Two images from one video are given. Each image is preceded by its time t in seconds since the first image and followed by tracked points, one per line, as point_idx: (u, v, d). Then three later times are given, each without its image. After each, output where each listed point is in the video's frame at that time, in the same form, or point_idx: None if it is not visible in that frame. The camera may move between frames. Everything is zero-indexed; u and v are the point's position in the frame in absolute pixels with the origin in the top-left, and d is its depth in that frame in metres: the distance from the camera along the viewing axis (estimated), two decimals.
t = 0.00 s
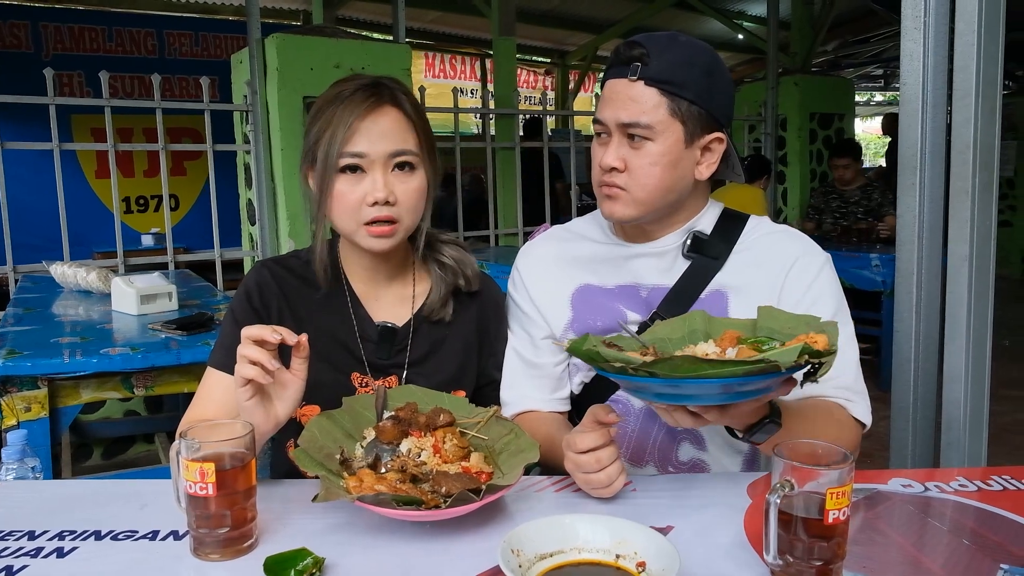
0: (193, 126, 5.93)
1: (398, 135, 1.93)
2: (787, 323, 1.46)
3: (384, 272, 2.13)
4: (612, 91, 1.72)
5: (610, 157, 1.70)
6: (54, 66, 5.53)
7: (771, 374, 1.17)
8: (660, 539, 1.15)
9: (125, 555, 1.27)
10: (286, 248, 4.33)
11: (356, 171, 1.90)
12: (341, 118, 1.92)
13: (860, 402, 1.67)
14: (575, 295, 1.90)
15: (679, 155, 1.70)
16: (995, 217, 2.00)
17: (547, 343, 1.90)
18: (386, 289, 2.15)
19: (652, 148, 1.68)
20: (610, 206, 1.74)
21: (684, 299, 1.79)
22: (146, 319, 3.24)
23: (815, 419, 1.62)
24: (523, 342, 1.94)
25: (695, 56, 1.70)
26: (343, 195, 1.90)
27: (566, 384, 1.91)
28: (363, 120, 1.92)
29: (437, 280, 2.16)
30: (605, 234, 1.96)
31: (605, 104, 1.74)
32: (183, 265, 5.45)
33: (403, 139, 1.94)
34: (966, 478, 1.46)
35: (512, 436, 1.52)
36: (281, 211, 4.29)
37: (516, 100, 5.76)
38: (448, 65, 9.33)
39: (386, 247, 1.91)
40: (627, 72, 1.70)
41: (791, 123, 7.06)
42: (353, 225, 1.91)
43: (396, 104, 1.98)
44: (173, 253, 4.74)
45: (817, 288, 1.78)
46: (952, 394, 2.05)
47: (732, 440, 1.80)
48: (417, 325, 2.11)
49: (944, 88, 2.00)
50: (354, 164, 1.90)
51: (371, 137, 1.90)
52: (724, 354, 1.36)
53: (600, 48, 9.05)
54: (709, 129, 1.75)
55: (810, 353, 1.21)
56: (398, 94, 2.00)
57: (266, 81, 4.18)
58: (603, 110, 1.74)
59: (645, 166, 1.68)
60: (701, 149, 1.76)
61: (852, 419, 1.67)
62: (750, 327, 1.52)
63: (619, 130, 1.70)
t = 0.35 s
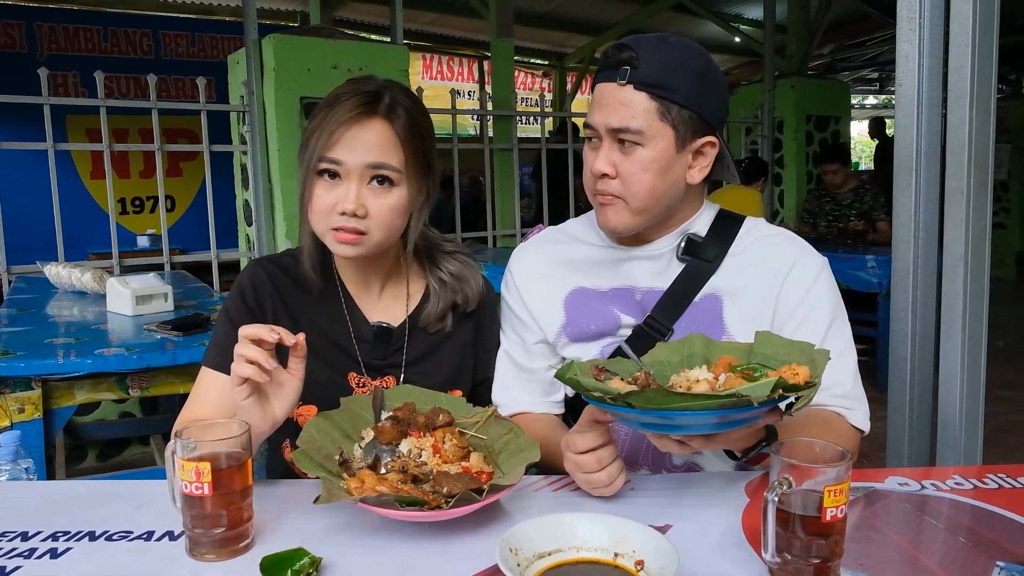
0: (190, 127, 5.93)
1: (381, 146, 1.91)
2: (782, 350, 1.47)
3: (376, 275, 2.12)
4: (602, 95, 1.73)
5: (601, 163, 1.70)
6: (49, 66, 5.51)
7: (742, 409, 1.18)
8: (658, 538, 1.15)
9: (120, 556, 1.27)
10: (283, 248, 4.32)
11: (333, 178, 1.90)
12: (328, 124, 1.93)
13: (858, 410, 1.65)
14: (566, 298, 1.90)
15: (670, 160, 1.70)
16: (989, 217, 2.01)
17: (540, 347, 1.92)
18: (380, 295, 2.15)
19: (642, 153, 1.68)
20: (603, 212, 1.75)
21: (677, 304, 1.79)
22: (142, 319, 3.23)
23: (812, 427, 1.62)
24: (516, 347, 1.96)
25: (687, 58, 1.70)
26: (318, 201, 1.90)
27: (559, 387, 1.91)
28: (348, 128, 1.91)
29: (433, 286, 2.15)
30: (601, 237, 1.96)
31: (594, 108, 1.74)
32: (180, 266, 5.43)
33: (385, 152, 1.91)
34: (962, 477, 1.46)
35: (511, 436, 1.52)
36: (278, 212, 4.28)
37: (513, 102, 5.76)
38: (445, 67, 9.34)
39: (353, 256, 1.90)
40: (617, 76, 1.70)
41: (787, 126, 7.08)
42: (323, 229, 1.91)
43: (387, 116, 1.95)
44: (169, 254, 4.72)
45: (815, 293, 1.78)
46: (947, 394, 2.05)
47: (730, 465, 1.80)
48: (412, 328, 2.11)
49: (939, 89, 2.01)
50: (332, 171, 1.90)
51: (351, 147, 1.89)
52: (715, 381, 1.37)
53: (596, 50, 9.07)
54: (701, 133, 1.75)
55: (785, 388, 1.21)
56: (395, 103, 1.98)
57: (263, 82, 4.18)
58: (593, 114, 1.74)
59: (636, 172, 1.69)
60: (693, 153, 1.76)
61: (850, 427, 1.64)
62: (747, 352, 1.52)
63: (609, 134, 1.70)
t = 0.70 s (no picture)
0: (194, 130, 5.95)
1: (391, 144, 1.91)
2: (786, 357, 1.45)
3: (378, 276, 2.12)
4: (616, 92, 1.67)
5: (635, 156, 1.64)
6: (56, 71, 5.53)
7: (744, 419, 1.17)
8: (659, 542, 1.15)
9: (124, 556, 1.26)
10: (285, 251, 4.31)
11: (346, 177, 1.90)
12: (336, 123, 1.93)
13: (861, 415, 1.64)
14: (568, 301, 1.90)
15: (698, 147, 1.69)
16: (993, 221, 2.00)
17: (540, 351, 1.91)
18: (381, 296, 2.14)
19: (675, 139, 1.65)
20: (641, 209, 1.68)
21: (677, 307, 1.79)
22: (146, 321, 3.23)
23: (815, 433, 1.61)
24: (517, 350, 1.95)
25: (688, 56, 1.72)
26: (332, 199, 1.89)
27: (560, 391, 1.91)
28: (355, 126, 1.92)
29: (430, 289, 2.14)
30: (603, 240, 1.96)
31: (602, 107, 1.70)
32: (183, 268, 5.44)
33: (394, 148, 1.91)
34: (968, 483, 1.45)
35: (512, 440, 1.51)
36: (280, 215, 4.28)
37: (513, 105, 5.77)
38: (446, 71, 9.36)
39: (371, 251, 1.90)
40: (635, 71, 1.67)
41: (790, 129, 7.07)
42: (338, 227, 1.91)
43: (395, 113, 1.96)
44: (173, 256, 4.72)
45: (817, 298, 1.76)
46: (953, 399, 2.04)
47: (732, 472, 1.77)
48: (412, 330, 2.11)
49: (941, 92, 2.00)
50: (344, 170, 1.90)
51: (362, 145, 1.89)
52: (717, 388, 1.36)
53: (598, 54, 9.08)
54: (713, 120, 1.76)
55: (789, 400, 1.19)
56: (400, 101, 1.98)
57: (266, 85, 4.18)
58: (602, 113, 1.69)
59: (671, 160, 1.65)
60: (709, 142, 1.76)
61: (854, 433, 1.64)
62: (751, 359, 1.51)
63: (636, 126, 1.65)
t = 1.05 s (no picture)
0: (192, 129, 5.94)
1: (408, 150, 1.91)
2: (780, 361, 1.46)
3: (380, 271, 2.12)
4: (609, 101, 1.62)
5: (632, 170, 1.62)
6: (52, 69, 5.52)
7: (735, 429, 1.17)
8: (653, 539, 1.15)
9: (117, 555, 1.26)
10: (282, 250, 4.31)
11: (361, 182, 1.89)
12: (354, 125, 1.91)
13: (855, 413, 1.64)
14: (561, 300, 1.89)
15: (691, 155, 1.67)
16: (989, 220, 2.00)
17: (533, 350, 1.92)
18: (380, 289, 2.15)
19: (670, 151, 1.63)
20: (639, 222, 1.67)
21: (670, 306, 1.79)
22: (142, 320, 3.22)
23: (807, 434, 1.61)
24: (510, 350, 1.95)
25: (679, 55, 1.68)
26: (345, 203, 1.89)
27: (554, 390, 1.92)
28: (374, 128, 1.90)
29: (427, 285, 2.14)
30: (595, 241, 1.96)
31: (594, 116, 1.64)
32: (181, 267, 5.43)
33: (410, 154, 1.91)
34: (962, 481, 1.45)
35: (507, 437, 1.51)
36: (277, 214, 4.27)
37: (512, 104, 5.77)
38: (444, 70, 9.37)
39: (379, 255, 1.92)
40: (628, 80, 1.61)
41: (788, 128, 7.07)
42: (350, 230, 1.91)
43: (412, 118, 1.95)
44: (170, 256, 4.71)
45: (808, 299, 1.76)
46: (947, 397, 2.04)
47: (725, 472, 1.76)
48: (410, 325, 2.11)
49: (938, 91, 2.00)
50: (360, 174, 1.89)
51: (381, 150, 1.89)
52: (711, 395, 1.38)
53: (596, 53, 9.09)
54: (702, 121, 1.73)
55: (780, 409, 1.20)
56: (416, 106, 1.98)
57: (263, 84, 4.17)
58: (595, 124, 1.64)
59: (667, 171, 1.63)
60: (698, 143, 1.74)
61: (848, 431, 1.63)
62: (745, 363, 1.52)
63: (632, 138, 1.61)
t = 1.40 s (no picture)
0: (192, 128, 5.94)
1: (415, 148, 1.91)
2: (783, 358, 1.46)
3: (385, 269, 2.13)
4: (626, 112, 1.59)
5: (648, 183, 1.61)
6: (51, 66, 5.52)
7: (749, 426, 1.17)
8: (654, 539, 1.15)
9: (115, 553, 1.26)
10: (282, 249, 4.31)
11: (368, 179, 1.90)
12: (362, 123, 1.91)
13: (856, 416, 1.64)
14: (565, 305, 1.90)
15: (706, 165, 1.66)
16: (991, 222, 2.00)
17: (536, 355, 1.92)
18: (384, 287, 2.16)
19: (687, 163, 1.61)
20: (652, 233, 1.67)
21: (674, 308, 1.79)
22: (141, 319, 3.22)
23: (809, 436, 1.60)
24: (513, 354, 1.96)
25: (695, 62, 1.65)
26: (352, 201, 1.90)
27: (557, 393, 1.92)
28: (382, 126, 1.90)
29: (431, 285, 2.15)
30: (598, 242, 1.95)
31: (610, 126, 1.62)
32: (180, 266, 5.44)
33: (417, 153, 1.91)
34: (961, 483, 1.45)
35: (503, 432, 1.51)
36: (277, 212, 4.27)
37: (514, 105, 5.77)
38: (445, 69, 9.38)
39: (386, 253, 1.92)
40: (648, 92, 1.58)
41: (789, 130, 7.07)
42: (356, 227, 1.91)
43: (419, 117, 1.96)
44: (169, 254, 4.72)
45: (812, 302, 1.77)
46: (947, 400, 2.05)
47: (726, 472, 1.75)
48: (413, 323, 2.12)
49: (941, 93, 2.01)
50: (367, 172, 1.89)
51: (388, 148, 1.89)
52: (715, 391, 1.38)
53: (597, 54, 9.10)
54: (715, 128, 1.72)
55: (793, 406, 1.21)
56: (423, 105, 1.98)
57: (263, 82, 4.17)
58: (611, 135, 1.62)
59: (683, 183, 1.62)
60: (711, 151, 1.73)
61: (848, 433, 1.64)
62: (747, 360, 1.52)
63: (648, 151, 1.59)
